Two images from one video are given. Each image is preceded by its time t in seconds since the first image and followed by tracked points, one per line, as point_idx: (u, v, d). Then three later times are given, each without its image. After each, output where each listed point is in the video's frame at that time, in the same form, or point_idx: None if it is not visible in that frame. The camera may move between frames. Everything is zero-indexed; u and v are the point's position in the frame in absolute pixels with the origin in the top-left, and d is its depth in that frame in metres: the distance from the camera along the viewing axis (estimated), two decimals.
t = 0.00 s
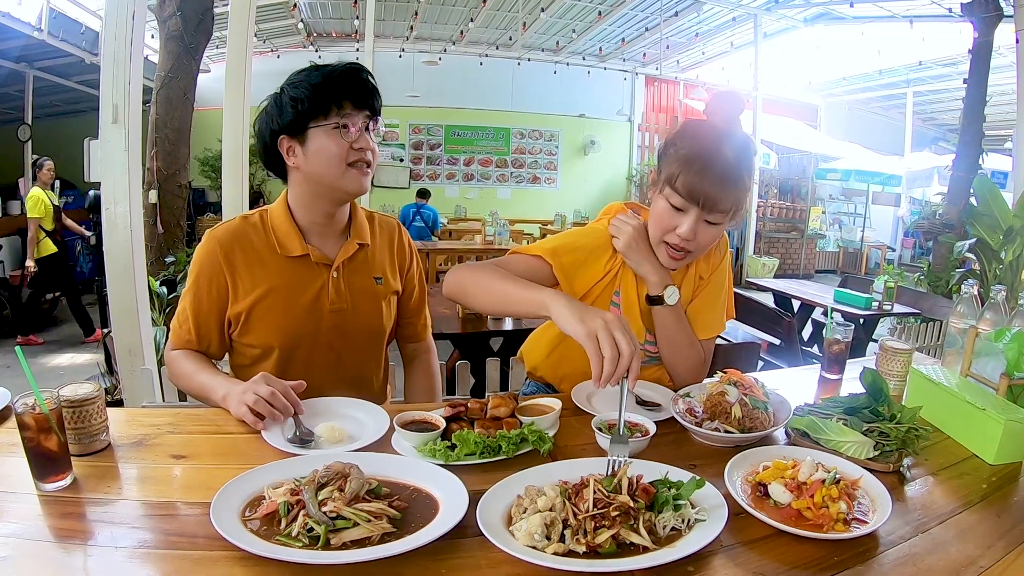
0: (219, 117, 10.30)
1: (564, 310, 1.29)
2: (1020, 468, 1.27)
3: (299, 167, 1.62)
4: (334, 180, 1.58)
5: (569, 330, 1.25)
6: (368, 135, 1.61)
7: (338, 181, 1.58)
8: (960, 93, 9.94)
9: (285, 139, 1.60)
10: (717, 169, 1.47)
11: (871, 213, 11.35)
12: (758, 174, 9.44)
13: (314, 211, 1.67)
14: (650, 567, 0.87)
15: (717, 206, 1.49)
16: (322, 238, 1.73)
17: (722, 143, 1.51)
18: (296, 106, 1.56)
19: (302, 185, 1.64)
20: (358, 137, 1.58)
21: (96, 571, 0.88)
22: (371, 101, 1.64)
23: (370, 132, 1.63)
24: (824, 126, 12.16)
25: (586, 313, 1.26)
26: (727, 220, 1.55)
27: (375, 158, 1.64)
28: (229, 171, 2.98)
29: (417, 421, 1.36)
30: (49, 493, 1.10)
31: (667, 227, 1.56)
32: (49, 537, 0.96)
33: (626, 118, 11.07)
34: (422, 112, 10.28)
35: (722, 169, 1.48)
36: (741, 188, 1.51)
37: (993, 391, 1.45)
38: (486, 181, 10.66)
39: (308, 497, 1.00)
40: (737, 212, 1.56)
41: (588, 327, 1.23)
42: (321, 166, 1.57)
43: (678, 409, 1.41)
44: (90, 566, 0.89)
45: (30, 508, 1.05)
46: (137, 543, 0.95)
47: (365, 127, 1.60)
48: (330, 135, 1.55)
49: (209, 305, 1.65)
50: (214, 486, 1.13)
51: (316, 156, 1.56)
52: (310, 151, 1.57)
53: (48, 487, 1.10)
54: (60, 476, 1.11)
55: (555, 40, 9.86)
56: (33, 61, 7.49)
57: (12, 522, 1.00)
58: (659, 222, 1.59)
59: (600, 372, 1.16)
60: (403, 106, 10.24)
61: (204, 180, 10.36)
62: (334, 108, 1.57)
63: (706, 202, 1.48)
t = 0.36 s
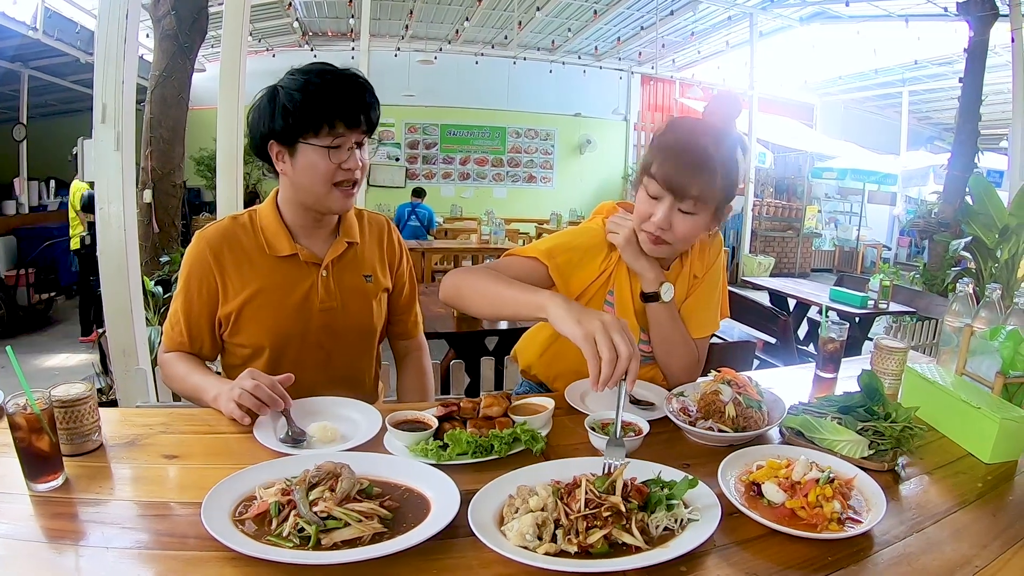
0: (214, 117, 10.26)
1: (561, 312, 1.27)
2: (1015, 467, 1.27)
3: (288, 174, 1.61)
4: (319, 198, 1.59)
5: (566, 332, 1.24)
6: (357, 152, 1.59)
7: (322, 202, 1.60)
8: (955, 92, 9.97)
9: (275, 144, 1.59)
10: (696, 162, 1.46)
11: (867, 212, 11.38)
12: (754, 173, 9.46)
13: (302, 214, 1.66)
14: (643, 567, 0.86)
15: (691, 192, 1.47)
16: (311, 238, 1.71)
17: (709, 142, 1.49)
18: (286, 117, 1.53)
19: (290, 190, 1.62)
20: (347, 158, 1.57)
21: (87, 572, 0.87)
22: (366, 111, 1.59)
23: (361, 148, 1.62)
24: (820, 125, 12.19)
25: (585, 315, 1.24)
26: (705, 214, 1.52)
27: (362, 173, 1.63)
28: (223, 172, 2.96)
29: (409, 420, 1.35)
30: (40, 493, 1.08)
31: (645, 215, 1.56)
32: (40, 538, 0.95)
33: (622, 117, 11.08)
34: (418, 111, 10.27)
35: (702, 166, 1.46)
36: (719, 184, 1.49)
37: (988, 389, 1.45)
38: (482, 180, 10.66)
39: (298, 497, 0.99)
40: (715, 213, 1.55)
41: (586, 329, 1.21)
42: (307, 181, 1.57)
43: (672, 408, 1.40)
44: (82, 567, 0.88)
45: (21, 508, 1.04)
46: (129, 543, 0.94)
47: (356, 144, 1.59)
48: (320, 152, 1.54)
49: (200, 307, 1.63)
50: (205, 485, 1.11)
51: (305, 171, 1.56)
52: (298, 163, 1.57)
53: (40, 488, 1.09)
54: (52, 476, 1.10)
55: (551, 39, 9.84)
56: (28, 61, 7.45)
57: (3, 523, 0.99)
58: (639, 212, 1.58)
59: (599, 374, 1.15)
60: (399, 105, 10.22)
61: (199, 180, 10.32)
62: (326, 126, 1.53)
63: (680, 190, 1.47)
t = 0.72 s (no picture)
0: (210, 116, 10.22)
1: (560, 307, 1.26)
2: (1016, 465, 1.26)
3: (275, 170, 1.60)
4: (309, 193, 1.56)
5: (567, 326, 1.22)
6: (347, 144, 1.57)
7: (311, 198, 1.57)
8: (950, 91, 9.99)
9: (264, 142, 1.57)
10: (661, 139, 1.48)
11: (863, 211, 11.40)
12: (750, 172, 9.48)
13: (295, 210, 1.63)
14: (641, 569, 0.85)
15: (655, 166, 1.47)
16: (305, 237, 1.69)
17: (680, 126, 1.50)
18: (273, 112, 1.51)
19: (281, 185, 1.60)
20: (332, 148, 1.54)
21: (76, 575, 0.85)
22: (354, 104, 1.57)
23: (351, 140, 1.59)
24: (816, 124, 12.21)
25: (584, 308, 1.23)
26: (675, 191, 1.50)
27: (353, 167, 1.60)
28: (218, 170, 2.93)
29: (404, 421, 1.33)
30: (31, 495, 1.06)
31: (619, 195, 1.58)
32: (31, 540, 0.93)
33: (618, 116, 11.08)
34: (414, 110, 10.24)
35: (664, 140, 1.48)
36: (683, 162, 1.49)
37: (987, 388, 1.45)
38: (478, 180, 10.65)
39: (291, 499, 0.97)
40: (687, 196, 1.53)
41: (587, 321, 1.20)
42: (296, 176, 1.55)
43: (669, 407, 1.39)
44: (74, 570, 0.86)
45: (11, 510, 1.02)
46: (120, 545, 0.92)
47: (345, 136, 1.57)
48: (308, 145, 1.52)
49: (194, 307, 1.62)
50: (197, 486, 1.10)
51: (291, 165, 1.54)
52: (280, 150, 1.56)
53: (30, 489, 1.07)
54: (43, 478, 1.08)
55: (547, 38, 9.81)
56: (23, 60, 7.39)
57: None
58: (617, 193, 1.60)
59: (604, 364, 1.14)
60: (395, 104, 10.19)
61: (195, 179, 10.28)
62: (312, 118, 1.52)
63: (643, 164, 1.49)
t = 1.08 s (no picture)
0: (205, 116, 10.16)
1: (554, 317, 1.22)
2: (1017, 467, 1.24)
3: (270, 167, 1.57)
4: (307, 187, 1.53)
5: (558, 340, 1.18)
6: (343, 137, 1.54)
7: (307, 193, 1.54)
8: (946, 91, 10.00)
9: (257, 139, 1.54)
10: (682, 152, 1.43)
11: (859, 210, 11.42)
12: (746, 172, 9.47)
13: (288, 209, 1.61)
14: None
15: (681, 186, 1.43)
16: (297, 237, 1.66)
17: (693, 129, 1.46)
18: (267, 106, 1.48)
19: (274, 183, 1.58)
20: (334, 141, 1.51)
21: None
22: (349, 99, 1.54)
23: (347, 133, 1.56)
24: (813, 124, 12.22)
25: (577, 322, 1.18)
26: (697, 204, 1.49)
27: (350, 162, 1.58)
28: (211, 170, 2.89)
29: (394, 424, 1.30)
30: (15, 499, 1.04)
31: (635, 210, 1.52)
32: (13, 546, 0.90)
33: (614, 116, 11.08)
34: (410, 109, 10.20)
35: (688, 156, 1.43)
36: (705, 171, 1.46)
37: (987, 388, 1.43)
38: (474, 179, 10.63)
39: (277, 504, 0.94)
40: (703, 204, 1.50)
41: (579, 338, 1.16)
42: (292, 171, 1.52)
43: (666, 409, 1.36)
44: None
45: None
46: (104, 551, 0.89)
47: (341, 129, 1.53)
48: (304, 139, 1.49)
49: (183, 309, 1.59)
50: (186, 489, 1.07)
51: (288, 159, 1.51)
52: (279, 149, 1.52)
53: (15, 493, 1.04)
54: (27, 481, 1.05)
55: (543, 37, 9.78)
56: (17, 59, 7.34)
57: None
58: (629, 208, 1.55)
59: (590, 386, 1.10)
60: (390, 104, 10.15)
61: (190, 179, 10.22)
62: (308, 111, 1.49)
63: (667, 183, 1.43)
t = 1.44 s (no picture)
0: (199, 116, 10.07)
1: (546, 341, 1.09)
2: None
3: (260, 160, 1.52)
4: (300, 178, 1.48)
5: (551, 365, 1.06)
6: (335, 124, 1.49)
7: (302, 184, 1.49)
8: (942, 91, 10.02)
9: (245, 132, 1.50)
10: (703, 164, 1.37)
11: (856, 210, 11.43)
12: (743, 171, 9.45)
13: (278, 207, 1.56)
14: None
15: (702, 204, 1.40)
16: (288, 237, 1.62)
17: (711, 137, 1.40)
18: (256, 95, 1.45)
19: (264, 180, 1.54)
20: (326, 128, 1.47)
21: None
22: (338, 86, 1.52)
23: (338, 121, 1.52)
24: (809, 123, 12.23)
25: (569, 345, 1.06)
26: (717, 216, 1.46)
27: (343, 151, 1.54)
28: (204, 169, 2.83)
29: (389, 429, 1.26)
30: None
31: (653, 221, 1.49)
32: None
33: (611, 116, 11.07)
34: (406, 109, 10.14)
35: (710, 168, 1.37)
36: (727, 183, 1.42)
37: (996, 390, 1.39)
38: (470, 179, 10.59)
39: (265, 516, 0.90)
40: (726, 208, 1.47)
41: (571, 364, 1.04)
42: (283, 161, 1.47)
43: (670, 413, 1.33)
44: None
45: None
46: (85, 565, 0.85)
47: (332, 115, 1.50)
48: (294, 126, 1.45)
49: (170, 313, 1.54)
50: (174, 499, 1.03)
51: (279, 149, 1.47)
52: (272, 143, 1.48)
53: None
54: (8, 491, 1.01)
55: (540, 37, 9.74)
56: (11, 58, 7.26)
57: None
58: (645, 216, 1.51)
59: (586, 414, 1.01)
60: (386, 103, 10.09)
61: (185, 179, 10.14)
62: (298, 97, 1.46)
63: (689, 199, 1.39)
